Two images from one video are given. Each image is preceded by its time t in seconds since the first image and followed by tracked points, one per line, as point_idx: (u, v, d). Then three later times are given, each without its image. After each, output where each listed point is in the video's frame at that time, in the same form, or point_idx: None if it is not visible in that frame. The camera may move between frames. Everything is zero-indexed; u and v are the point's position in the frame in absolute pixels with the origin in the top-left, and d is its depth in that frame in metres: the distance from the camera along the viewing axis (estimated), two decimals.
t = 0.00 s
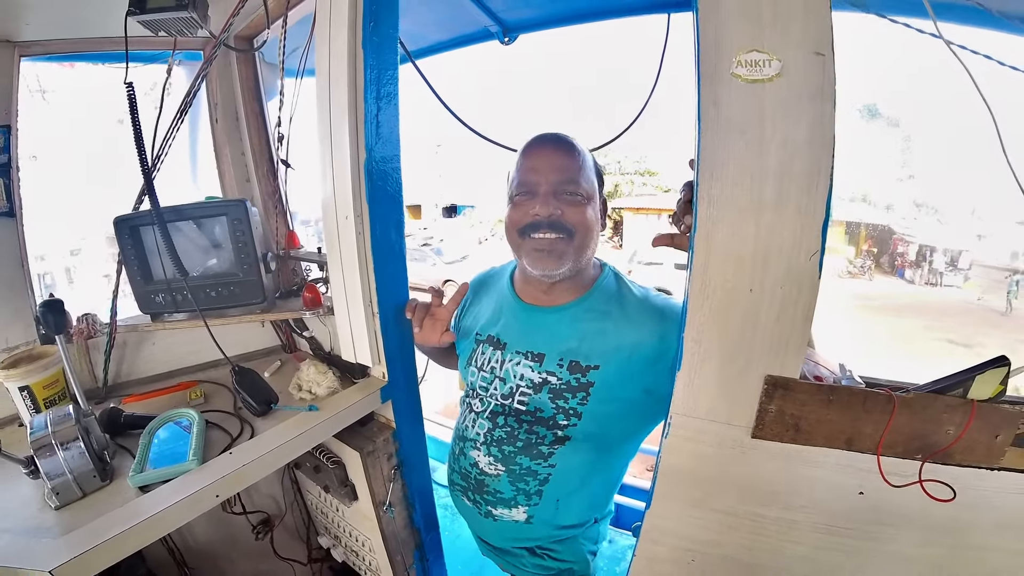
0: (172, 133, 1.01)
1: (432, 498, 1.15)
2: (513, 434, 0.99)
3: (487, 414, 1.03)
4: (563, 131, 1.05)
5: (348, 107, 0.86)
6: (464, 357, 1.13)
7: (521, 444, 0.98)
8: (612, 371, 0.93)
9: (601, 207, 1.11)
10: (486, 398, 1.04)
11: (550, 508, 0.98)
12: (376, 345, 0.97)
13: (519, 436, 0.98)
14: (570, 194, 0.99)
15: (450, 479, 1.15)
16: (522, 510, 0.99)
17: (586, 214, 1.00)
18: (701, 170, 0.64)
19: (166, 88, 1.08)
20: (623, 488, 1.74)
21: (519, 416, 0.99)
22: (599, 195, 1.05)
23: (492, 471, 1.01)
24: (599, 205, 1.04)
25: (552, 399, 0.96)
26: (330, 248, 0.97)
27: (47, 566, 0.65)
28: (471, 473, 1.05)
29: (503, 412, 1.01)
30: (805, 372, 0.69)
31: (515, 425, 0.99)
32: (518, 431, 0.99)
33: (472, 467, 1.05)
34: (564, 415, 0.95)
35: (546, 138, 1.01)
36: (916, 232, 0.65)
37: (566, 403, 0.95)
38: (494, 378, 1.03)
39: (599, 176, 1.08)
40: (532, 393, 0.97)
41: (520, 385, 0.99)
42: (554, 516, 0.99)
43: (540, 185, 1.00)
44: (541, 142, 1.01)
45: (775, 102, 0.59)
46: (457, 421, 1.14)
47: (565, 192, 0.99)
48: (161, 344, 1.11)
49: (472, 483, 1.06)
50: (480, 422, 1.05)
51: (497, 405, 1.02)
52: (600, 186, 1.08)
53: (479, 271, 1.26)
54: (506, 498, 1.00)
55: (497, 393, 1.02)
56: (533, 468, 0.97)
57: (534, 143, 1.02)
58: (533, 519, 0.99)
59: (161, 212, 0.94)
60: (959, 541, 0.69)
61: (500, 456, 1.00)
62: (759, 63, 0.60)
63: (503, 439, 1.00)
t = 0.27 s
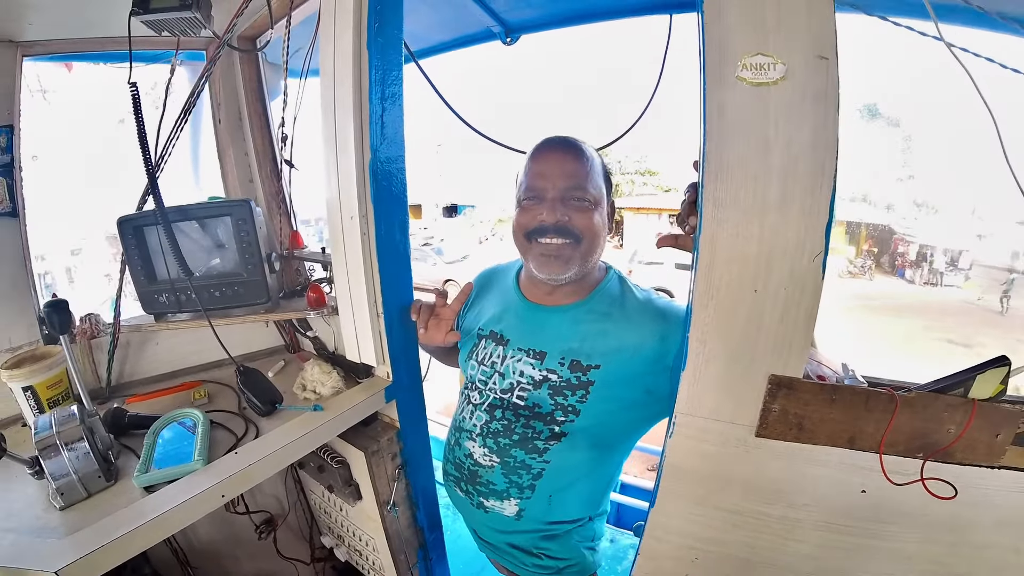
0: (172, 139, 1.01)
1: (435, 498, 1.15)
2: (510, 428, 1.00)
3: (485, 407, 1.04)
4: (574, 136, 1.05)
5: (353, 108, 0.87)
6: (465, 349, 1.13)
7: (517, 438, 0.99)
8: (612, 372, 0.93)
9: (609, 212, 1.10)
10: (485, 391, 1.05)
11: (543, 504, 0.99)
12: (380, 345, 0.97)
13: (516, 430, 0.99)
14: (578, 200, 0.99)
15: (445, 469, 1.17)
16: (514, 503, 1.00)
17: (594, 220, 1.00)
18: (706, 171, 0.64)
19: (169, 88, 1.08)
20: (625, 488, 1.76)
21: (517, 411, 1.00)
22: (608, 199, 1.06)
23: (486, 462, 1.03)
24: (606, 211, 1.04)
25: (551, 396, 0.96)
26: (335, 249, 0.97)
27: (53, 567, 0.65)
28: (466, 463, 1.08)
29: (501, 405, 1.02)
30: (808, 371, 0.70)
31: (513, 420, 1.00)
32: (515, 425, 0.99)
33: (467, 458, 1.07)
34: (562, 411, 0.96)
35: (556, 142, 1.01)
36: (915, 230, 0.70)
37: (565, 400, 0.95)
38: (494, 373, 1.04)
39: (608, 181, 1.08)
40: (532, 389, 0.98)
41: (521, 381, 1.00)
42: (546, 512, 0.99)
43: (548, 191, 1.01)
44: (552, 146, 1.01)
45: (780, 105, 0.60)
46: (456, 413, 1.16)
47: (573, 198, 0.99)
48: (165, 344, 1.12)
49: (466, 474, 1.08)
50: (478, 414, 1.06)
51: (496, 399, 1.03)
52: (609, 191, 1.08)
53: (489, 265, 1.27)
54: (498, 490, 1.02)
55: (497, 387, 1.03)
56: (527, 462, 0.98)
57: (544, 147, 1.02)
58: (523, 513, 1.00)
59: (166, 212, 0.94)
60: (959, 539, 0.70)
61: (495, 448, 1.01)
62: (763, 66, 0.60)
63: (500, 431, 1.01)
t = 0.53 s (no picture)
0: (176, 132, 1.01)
1: (437, 495, 1.15)
2: (507, 413, 1.01)
3: (483, 393, 1.06)
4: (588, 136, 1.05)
5: (356, 104, 0.87)
6: (468, 334, 1.13)
7: (513, 423, 0.99)
8: (610, 363, 0.93)
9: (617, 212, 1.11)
10: (483, 379, 1.07)
11: (538, 491, 0.98)
12: (383, 341, 0.97)
13: (513, 415, 1.00)
14: (586, 201, 1.00)
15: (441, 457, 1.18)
16: (509, 489, 1.00)
17: (601, 220, 1.00)
18: (709, 164, 0.64)
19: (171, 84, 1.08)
20: (625, 487, 1.76)
21: (515, 397, 1.01)
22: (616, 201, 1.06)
23: (482, 447, 1.03)
24: (614, 212, 1.04)
25: (549, 384, 0.97)
26: (337, 246, 0.97)
27: (53, 562, 0.65)
28: (462, 449, 1.08)
29: (500, 392, 1.03)
30: (810, 365, 0.70)
31: (510, 405, 1.01)
32: (512, 410, 1.00)
33: (463, 443, 1.08)
34: (559, 400, 0.96)
35: (567, 142, 1.01)
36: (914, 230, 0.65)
37: (563, 389, 0.96)
38: (493, 361, 1.04)
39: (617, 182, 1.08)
40: (530, 377, 0.99)
41: (519, 370, 1.00)
42: (541, 499, 0.99)
43: (558, 191, 1.01)
44: (566, 146, 1.01)
45: (782, 100, 0.60)
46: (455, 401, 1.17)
47: (582, 199, 0.99)
48: (166, 341, 1.11)
49: (462, 459, 1.08)
50: (476, 400, 1.07)
51: (494, 386, 1.04)
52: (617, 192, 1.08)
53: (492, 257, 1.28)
54: (494, 476, 1.01)
55: (495, 376, 1.03)
56: (523, 447, 0.98)
57: (558, 147, 1.01)
58: (518, 500, 1.00)
59: (167, 208, 0.93)
60: (962, 534, 0.70)
61: (491, 433, 1.02)
62: (765, 61, 0.61)
63: (497, 417, 1.02)
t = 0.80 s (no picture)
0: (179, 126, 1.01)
1: (438, 492, 1.14)
2: (524, 419, 0.99)
3: (496, 401, 1.03)
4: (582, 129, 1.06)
5: (359, 100, 0.87)
6: (470, 346, 1.12)
7: (532, 428, 0.98)
8: (622, 361, 0.93)
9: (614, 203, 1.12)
10: (494, 386, 1.04)
11: (561, 491, 0.98)
12: (385, 337, 0.97)
13: (530, 421, 0.98)
14: (588, 191, 1.00)
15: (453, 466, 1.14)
16: (533, 494, 0.99)
17: (601, 211, 1.01)
18: (712, 159, 0.64)
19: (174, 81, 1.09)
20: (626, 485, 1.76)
21: (529, 402, 0.99)
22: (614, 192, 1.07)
23: (503, 457, 1.01)
24: (612, 203, 1.05)
25: (562, 386, 0.96)
26: (340, 243, 0.97)
27: (54, 557, 0.64)
28: (480, 460, 1.05)
29: (513, 398, 1.01)
30: (814, 359, 0.70)
31: (526, 411, 0.99)
32: (529, 416, 0.99)
33: (481, 454, 1.04)
34: (575, 401, 0.96)
35: (564, 135, 1.02)
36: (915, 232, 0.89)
37: (577, 389, 0.95)
38: (504, 366, 1.02)
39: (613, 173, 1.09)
40: (543, 380, 0.97)
41: (532, 373, 0.99)
42: (565, 499, 0.99)
43: (559, 184, 1.01)
44: (563, 138, 1.01)
45: (784, 95, 0.60)
46: (461, 409, 1.13)
47: (582, 190, 1.00)
48: (167, 337, 1.11)
49: (481, 470, 1.05)
50: (489, 409, 1.04)
51: (506, 392, 1.02)
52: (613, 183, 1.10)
53: (488, 259, 1.27)
54: (517, 483, 1.00)
55: (507, 381, 1.02)
56: (544, 452, 0.97)
57: (555, 139, 1.02)
58: (542, 503, 0.99)
59: (170, 203, 0.94)
60: (964, 528, 0.70)
61: (511, 442, 0.99)
62: (767, 56, 0.61)
63: (513, 425, 0.99)
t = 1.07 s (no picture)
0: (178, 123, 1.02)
1: (437, 486, 1.15)
2: (526, 415, 0.99)
3: (498, 398, 1.03)
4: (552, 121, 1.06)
5: (357, 94, 0.87)
6: (469, 346, 1.12)
7: (535, 423, 0.98)
8: (618, 353, 0.94)
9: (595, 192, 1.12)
10: (496, 383, 1.04)
11: (568, 484, 0.99)
12: (384, 330, 0.98)
13: (533, 416, 0.99)
14: (565, 182, 1.00)
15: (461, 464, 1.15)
16: (540, 487, 1.00)
17: (583, 201, 1.01)
18: (705, 148, 0.65)
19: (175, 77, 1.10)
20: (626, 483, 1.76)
21: (531, 397, 1.00)
22: (593, 180, 1.07)
23: (508, 452, 1.01)
24: (593, 192, 1.05)
25: (561, 379, 0.96)
26: (339, 237, 0.97)
27: (53, 544, 0.65)
28: (487, 456, 1.05)
29: (515, 394, 1.02)
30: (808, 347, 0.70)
31: (528, 406, 1.00)
32: (531, 411, 0.99)
33: (487, 451, 1.05)
34: (575, 393, 0.96)
35: (534, 129, 1.02)
36: (916, 228, 0.62)
37: (576, 382, 0.96)
38: (503, 363, 1.03)
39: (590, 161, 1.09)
40: (542, 375, 0.98)
41: (530, 369, 0.99)
42: (572, 492, 1.00)
43: (536, 179, 1.01)
44: (532, 133, 1.02)
45: (775, 84, 0.61)
46: (465, 406, 1.14)
47: (561, 182, 1.00)
48: (166, 331, 1.12)
49: (488, 466, 1.06)
50: (491, 406, 1.04)
51: (508, 388, 1.02)
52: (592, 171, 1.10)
53: (480, 257, 1.27)
54: (524, 477, 1.01)
55: (508, 377, 1.02)
56: (548, 446, 0.98)
57: (526, 135, 1.03)
58: (549, 495, 1.00)
59: (171, 197, 0.94)
60: (962, 520, 0.69)
61: (515, 437, 1.00)
62: (758, 45, 0.61)
63: (516, 420, 1.00)
